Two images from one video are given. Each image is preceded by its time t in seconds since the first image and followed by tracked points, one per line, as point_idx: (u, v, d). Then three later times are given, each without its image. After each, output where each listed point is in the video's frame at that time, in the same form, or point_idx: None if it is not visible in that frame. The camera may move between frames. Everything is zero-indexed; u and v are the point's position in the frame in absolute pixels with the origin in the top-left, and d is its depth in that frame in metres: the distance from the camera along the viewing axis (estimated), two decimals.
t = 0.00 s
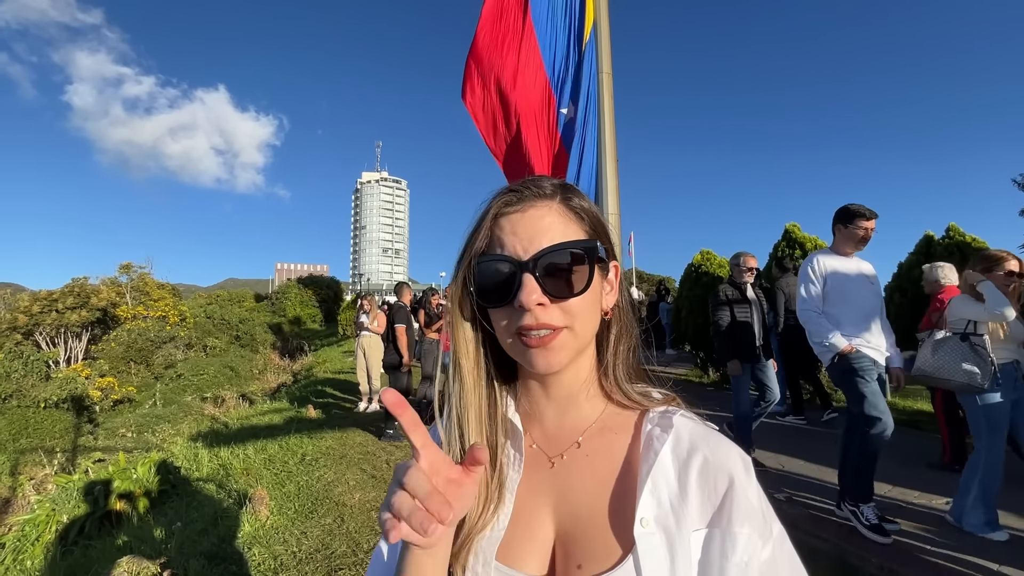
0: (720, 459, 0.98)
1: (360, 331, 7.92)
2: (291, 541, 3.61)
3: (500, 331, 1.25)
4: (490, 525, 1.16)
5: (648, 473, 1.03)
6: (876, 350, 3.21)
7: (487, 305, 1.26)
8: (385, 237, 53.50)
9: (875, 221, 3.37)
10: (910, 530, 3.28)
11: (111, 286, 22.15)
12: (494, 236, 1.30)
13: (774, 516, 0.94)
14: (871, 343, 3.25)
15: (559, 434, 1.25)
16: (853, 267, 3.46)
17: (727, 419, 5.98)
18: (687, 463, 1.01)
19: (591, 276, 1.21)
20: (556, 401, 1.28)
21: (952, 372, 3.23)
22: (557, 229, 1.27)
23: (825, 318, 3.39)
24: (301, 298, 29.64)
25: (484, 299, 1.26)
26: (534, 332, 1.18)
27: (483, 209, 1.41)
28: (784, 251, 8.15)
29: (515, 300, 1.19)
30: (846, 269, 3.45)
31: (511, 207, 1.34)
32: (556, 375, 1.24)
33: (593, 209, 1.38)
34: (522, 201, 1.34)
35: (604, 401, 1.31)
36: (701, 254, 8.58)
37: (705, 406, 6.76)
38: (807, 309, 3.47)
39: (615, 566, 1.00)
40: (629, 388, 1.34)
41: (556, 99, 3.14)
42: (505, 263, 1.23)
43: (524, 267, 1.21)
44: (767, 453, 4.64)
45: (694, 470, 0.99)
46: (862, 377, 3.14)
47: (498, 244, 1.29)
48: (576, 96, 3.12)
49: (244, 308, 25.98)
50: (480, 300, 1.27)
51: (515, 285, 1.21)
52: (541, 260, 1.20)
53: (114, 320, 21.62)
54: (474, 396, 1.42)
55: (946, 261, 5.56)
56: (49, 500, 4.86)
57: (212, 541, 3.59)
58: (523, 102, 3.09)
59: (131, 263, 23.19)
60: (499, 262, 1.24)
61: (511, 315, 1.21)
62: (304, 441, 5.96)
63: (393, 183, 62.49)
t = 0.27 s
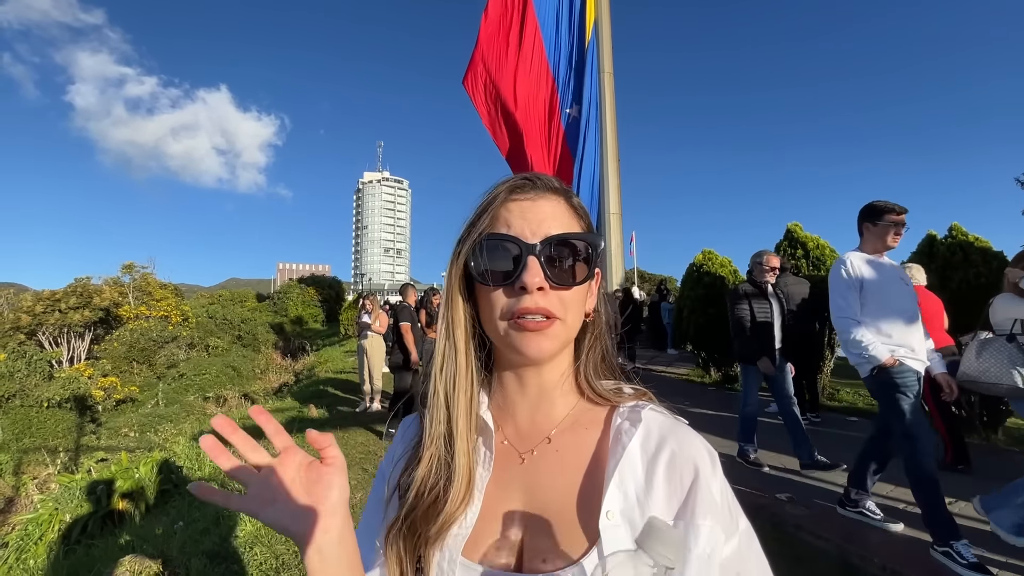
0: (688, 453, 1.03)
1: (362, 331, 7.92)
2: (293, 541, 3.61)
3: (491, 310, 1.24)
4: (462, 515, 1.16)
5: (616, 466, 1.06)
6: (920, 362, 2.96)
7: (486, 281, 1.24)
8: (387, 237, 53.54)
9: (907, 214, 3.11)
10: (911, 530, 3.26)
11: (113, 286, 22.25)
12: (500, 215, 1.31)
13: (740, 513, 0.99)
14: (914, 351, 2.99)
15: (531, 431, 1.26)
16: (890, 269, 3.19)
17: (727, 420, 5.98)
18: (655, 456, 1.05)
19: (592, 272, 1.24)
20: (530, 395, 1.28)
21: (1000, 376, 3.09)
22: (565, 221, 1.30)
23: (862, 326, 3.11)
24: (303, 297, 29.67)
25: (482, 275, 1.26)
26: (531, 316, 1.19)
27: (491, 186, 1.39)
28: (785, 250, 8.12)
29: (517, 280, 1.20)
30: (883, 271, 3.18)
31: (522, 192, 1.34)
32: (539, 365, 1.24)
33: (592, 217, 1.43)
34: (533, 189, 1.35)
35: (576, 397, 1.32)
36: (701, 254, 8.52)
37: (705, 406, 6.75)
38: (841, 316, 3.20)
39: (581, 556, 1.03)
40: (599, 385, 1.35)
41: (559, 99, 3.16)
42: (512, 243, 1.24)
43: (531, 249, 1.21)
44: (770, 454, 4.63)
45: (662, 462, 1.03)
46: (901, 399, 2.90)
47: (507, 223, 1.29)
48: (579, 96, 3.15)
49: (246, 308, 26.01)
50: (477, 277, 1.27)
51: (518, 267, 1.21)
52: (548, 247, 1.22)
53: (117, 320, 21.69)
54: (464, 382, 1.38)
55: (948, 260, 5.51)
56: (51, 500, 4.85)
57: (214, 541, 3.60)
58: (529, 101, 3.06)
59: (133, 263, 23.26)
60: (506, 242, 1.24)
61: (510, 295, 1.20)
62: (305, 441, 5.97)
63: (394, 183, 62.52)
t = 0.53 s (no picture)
0: (675, 437, 1.04)
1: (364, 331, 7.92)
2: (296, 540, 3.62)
3: (490, 316, 1.25)
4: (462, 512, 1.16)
5: (602, 454, 1.07)
6: (960, 360, 2.85)
7: (488, 288, 1.25)
8: (389, 236, 53.60)
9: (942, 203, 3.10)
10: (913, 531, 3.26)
11: (116, 285, 22.30)
12: (505, 219, 1.32)
13: (735, 493, 1.01)
14: (954, 349, 2.88)
15: (523, 430, 1.26)
16: (924, 263, 3.10)
17: (729, 419, 5.98)
18: (643, 443, 1.06)
19: (592, 286, 1.25)
20: (524, 396, 1.29)
21: None
22: (569, 231, 1.30)
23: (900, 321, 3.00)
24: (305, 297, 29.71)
25: (482, 278, 1.27)
26: (528, 326, 1.20)
27: (497, 189, 1.39)
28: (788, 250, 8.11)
29: (516, 289, 1.21)
30: (918, 266, 3.08)
31: (532, 200, 1.33)
32: (533, 369, 1.25)
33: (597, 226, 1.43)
34: (541, 199, 1.34)
35: (567, 397, 1.32)
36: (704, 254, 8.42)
37: (707, 406, 6.75)
38: (877, 311, 3.09)
39: (564, 553, 1.02)
40: (590, 383, 1.35)
41: (563, 99, 3.17)
42: (514, 253, 1.24)
43: (534, 259, 1.22)
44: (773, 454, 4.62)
45: (649, 449, 1.04)
46: (940, 393, 2.80)
47: (512, 230, 1.29)
48: (582, 97, 3.21)
49: (249, 308, 26.05)
50: (478, 280, 1.28)
51: (518, 275, 1.22)
52: (550, 256, 1.23)
53: (119, 319, 21.72)
54: (466, 385, 1.38)
55: (952, 259, 5.49)
56: (55, 499, 4.86)
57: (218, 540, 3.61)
58: (534, 99, 3.06)
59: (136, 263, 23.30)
60: (509, 249, 1.25)
61: (509, 302, 1.21)
62: (308, 440, 5.98)
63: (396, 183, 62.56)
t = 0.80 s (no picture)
0: (687, 440, 1.04)
1: (366, 330, 7.94)
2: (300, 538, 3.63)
3: (503, 321, 1.26)
4: (480, 510, 1.17)
5: (616, 457, 1.08)
6: (994, 361, 2.70)
7: (500, 294, 1.26)
8: (390, 236, 53.63)
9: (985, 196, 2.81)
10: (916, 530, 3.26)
11: (118, 286, 22.36)
12: (516, 225, 1.32)
13: (743, 497, 1.00)
14: (988, 349, 2.72)
15: (538, 429, 1.27)
16: (959, 254, 2.88)
17: (731, 419, 5.99)
18: (656, 446, 1.07)
19: (603, 287, 1.26)
20: (539, 396, 1.30)
21: None
22: (579, 235, 1.31)
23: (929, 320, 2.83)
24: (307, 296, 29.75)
25: (496, 285, 1.28)
26: (540, 330, 1.21)
27: (507, 195, 1.38)
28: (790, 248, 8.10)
29: (528, 295, 1.22)
30: (952, 259, 2.87)
31: (540, 206, 1.33)
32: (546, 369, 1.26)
33: (605, 228, 1.44)
34: (550, 204, 1.34)
35: (580, 397, 1.33)
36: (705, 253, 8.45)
37: (710, 405, 6.76)
38: (905, 307, 2.92)
39: (582, 548, 1.04)
40: (603, 382, 1.36)
41: (565, 97, 3.21)
42: (526, 258, 1.25)
43: (544, 264, 1.23)
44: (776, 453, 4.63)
45: (662, 451, 1.05)
46: (965, 395, 2.68)
47: (521, 237, 1.30)
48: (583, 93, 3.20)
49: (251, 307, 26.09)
50: (490, 287, 1.29)
51: (530, 281, 1.23)
52: (560, 261, 1.24)
53: (121, 319, 21.75)
54: (483, 388, 1.37)
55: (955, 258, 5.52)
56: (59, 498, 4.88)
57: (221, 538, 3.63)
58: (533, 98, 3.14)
59: (137, 262, 23.35)
60: (520, 256, 1.26)
61: (521, 308, 1.22)
62: (311, 439, 5.99)
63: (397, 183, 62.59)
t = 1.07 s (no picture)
0: (699, 437, 1.06)
1: (368, 329, 7.94)
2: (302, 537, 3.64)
3: (514, 322, 1.27)
4: (495, 506, 1.18)
5: (631, 454, 1.08)
6: None
7: (511, 296, 1.27)
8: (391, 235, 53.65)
9: None
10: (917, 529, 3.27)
11: (120, 285, 22.39)
12: (523, 228, 1.33)
13: (747, 491, 1.02)
14: None
15: (552, 426, 1.28)
16: (1006, 254, 2.83)
17: (732, 418, 6.00)
18: (668, 442, 1.07)
19: (612, 284, 1.27)
20: (552, 394, 1.31)
21: None
22: (586, 234, 1.32)
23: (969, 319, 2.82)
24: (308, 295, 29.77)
25: (506, 287, 1.29)
26: (552, 328, 1.22)
27: (513, 199, 1.39)
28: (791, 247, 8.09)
29: (538, 295, 1.22)
30: (997, 259, 2.83)
31: (547, 209, 1.34)
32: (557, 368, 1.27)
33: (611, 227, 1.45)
34: (556, 206, 1.35)
35: (592, 393, 1.35)
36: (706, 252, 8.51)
37: (711, 404, 6.76)
38: (942, 307, 2.90)
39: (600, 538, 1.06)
40: (616, 380, 1.38)
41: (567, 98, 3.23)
42: (535, 259, 1.26)
43: (553, 264, 1.24)
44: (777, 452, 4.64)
45: (674, 448, 1.06)
46: (1013, 403, 2.64)
47: (529, 238, 1.30)
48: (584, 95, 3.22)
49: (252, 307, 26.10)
50: (500, 289, 1.30)
51: (540, 282, 1.24)
52: (570, 261, 1.25)
53: (123, 318, 21.75)
54: (497, 388, 1.38)
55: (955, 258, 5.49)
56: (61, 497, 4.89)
57: (224, 537, 3.64)
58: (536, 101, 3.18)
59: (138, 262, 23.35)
60: (529, 258, 1.26)
61: (531, 309, 1.23)
62: (313, 439, 6.00)
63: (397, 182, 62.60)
